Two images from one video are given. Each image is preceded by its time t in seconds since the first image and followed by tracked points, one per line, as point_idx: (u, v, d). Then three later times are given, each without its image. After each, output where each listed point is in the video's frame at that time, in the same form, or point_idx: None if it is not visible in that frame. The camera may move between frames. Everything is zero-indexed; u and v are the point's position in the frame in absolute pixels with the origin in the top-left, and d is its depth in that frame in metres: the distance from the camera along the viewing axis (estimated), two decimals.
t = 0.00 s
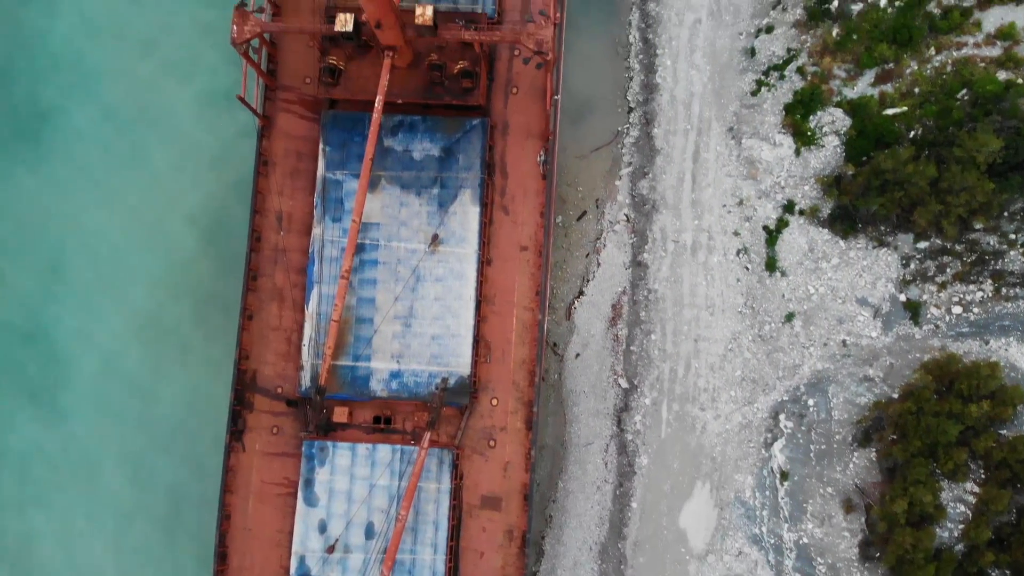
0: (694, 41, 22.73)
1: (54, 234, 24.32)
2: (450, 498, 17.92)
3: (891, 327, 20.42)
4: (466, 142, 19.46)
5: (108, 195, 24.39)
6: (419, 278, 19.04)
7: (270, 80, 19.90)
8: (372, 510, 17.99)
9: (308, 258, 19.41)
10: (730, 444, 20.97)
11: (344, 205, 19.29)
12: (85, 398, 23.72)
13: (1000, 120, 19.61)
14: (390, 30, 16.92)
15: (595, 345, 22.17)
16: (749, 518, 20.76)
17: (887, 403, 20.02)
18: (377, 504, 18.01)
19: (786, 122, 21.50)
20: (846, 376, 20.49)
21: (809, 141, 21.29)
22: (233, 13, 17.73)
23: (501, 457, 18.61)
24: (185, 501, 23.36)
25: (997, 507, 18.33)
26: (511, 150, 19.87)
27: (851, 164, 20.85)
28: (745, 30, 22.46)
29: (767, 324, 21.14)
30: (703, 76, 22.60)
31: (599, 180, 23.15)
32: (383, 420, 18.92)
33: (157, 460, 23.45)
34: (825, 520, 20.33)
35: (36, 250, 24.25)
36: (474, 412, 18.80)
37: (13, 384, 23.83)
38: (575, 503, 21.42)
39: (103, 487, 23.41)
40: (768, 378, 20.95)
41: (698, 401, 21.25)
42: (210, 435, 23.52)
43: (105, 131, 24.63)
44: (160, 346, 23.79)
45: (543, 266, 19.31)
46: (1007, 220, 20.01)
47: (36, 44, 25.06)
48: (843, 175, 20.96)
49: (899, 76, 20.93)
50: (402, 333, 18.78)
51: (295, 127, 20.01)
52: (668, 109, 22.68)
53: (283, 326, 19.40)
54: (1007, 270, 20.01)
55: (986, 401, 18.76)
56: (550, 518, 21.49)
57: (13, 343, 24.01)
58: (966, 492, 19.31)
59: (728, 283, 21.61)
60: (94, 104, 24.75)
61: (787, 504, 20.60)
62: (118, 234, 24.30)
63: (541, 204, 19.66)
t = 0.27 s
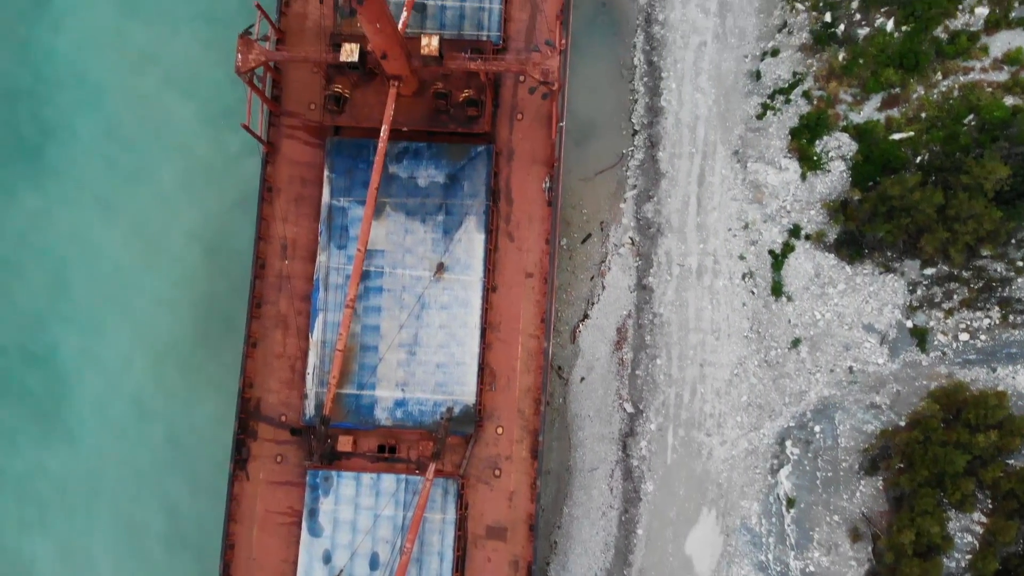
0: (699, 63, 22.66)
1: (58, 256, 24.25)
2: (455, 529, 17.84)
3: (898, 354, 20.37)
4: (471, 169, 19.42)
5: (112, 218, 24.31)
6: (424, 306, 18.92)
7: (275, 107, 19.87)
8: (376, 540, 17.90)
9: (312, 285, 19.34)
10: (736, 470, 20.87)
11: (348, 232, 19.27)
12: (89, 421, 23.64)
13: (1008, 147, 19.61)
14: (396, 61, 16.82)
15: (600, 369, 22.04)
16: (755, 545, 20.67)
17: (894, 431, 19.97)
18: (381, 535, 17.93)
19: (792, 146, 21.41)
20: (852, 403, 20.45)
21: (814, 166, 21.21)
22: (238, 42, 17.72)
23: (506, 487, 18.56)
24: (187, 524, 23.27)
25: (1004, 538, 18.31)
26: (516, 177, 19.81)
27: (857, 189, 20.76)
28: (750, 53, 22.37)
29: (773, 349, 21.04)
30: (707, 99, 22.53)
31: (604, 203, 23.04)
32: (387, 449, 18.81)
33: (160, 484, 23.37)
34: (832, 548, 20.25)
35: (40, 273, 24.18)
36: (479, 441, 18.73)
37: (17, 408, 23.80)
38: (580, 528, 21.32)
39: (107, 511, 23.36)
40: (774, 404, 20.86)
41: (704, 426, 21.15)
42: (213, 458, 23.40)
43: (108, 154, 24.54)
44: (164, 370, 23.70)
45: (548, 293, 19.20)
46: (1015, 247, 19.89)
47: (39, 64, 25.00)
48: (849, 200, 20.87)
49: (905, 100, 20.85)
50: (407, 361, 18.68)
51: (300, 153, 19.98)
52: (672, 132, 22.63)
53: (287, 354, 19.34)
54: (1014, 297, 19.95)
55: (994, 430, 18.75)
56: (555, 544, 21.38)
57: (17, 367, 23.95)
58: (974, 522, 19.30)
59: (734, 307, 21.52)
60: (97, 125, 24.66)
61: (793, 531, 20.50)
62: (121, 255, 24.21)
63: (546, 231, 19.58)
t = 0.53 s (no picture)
0: (704, 86, 22.58)
1: (61, 278, 24.13)
2: (461, 560, 17.77)
3: (905, 381, 20.31)
4: (476, 196, 19.34)
5: (115, 241, 24.19)
6: (429, 334, 18.81)
7: (279, 133, 19.82)
8: (381, 572, 17.84)
9: (317, 313, 19.26)
10: (742, 497, 20.78)
11: (354, 260, 19.19)
12: (92, 444, 23.57)
13: (1015, 174, 19.67)
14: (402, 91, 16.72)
15: (605, 393, 21.91)
16: (762, 572, 20.65)
17: (901, 460, 19.88)
18: (386, 566, 17.87)
19: (799, 171, 21.31)
20: (859, 430, 20.42)
21: (821, 191, 21.12)
22: (243, 71, 17.62)
23: (512, 517, 18.49)
24: (191, 548, 23.21)
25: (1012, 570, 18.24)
26: (521, 204, 19.72)
27: (864, 214, 20.67)
28: (756, 76, 22.30)
29: (779, 375, 20.94)
30: (713, 122, 22.44)
31: (609, 225, 22.93)
32: (392, 479, 18.72)
33: (164, 508, 23.29)
34: None
35: (43, 297, 24.07)
36: (485, 470, 18.64)
37: (21, 432, 23.71)
38: (586, 554, 21.25)
39: (111, 535, 23.31)
40: (781, 431, 20.77)
41: (710, 452, 21.05)
42: (216, 482, 23.29)
43: (111, 176, 24.38)
44: (167, 394, 23.60)
45: (554, 321, 19.09)
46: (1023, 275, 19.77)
47: (40, 83, 24.78)
48: (856, 226, 20.78)
49: (913, 125, 20.75)
50: (412, 390, 18.59)
51: (305, 180, 19.92)
52: (678, 155, 22.53)
53: (292, 382, 19.27)
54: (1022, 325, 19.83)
55: (1002, 460, 18.69)
56: (560, 570, 21.29)
57: (19, 391, 23.84)
58: (981, 552, 19.19)
59: (740, 331, 21.41)
60: (99, 146, 24.49)
61: (800, 558, 20.49)
62: (124, 277, 24.09)
63: (552, 258, 19.47)
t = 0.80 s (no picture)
0: (710, 109, 22.49)
1: (63, 301, 24.03)
2: None
3: (912, 409, 20.34)
4: (482, 223, 19.26)
5: (119, 264, 24.11)
6: (435, 362, 18.71)
7: (284, 160, 19.78)
8: None
9: (322, 341, 19.17)
10: (749, 524, 20.70)
11: (359, 287, 19.10)
12: (96, 469, 23.48)
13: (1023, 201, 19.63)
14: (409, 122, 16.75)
15: (611, 418, 21.77)
16: None
17: (909, 489, 19.94)
18: None
19: (805, 196, 21.23)
20: (867, 458, 20.40)
21: (828, 216, 21.02)
22: (248, 100, 17.53)
23: (518, 547, 18.46)
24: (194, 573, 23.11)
25: None
26: (527, 231, 19.64)
27: (871, 240, 20.60)
28: (762, 99, 22.22)
29: (786, 402, 20.86)
30: (719, 145, 22.35)
31: (614, 248, 22.80)
32: (397, 509, 18.64)
33: (167, 533, 23.19)
34: None
35: (46, 321, 23.96)
36: (491, 500, 18.63)
37: (24, 457, 23.63)
38: None
39: (114, 560, 23.21)
40: (788, 457, 20.68)
41: (717, 479, 20.96)
42: (219, 507, 23.19)
43: (114, 199, 24.30)
44: (170, 418, 23.48)
45: (560, 349, 19.02)
46: None
47: (42, 104, 24.69)
48: (863, 251, 20.70)
49: (920, 151, 20.69)
50: (417, 419, 18.47)
51: (310, 206, 19.88)
52: (683, 179, 22.42)
53: (297, 410, 19.21)
54: None
55: (1010, 491, 18.62)
56: None
57: (23, 415, 23.76)
58: None
59: (746, 356, 21.31)
60: (102, 168, 24.39)
61: None
62: (127, 300, 23.97)
63: (558, 285, 19.38)
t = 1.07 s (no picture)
0: (716, 133, 22.42)
1: (65, 324, 23.88)
2: None
3: (919, 437, 20.34)
4: (487, 251, 19.13)
5: (120, 287, 23.95)
6: (440, 391, 18.59)
7: (289, 186, 19.75)
8: None
9: (327, 369, 19.08)
10: (755, 551, 20.66)
11: (364, 315, 18.99)
12: (98, 493, 23.38)
13: None
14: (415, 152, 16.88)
15: (616, 443, 21.63)
16: None
17: (916, 518, 19.97)
18: None
19: (812, 222, 21.15)
20: (874, 485, 20.39)
21: (834, 241, 20.91)
22: (253, 130, 17.47)
23: None
24: None
25: None
26: (533, 257, 19.52)
27: (878, 266, 20.53)
28: (768, 122, 22.13)
29: (793, 428, 20.79)
30: (725, 169, 22.25)
31: (619, 271, 22.69)
32: (402, 539, 18.55)
33: (170, 558, 23.08)
34: None
35: (48, 344, 23.84)
36: (496, 531, 18.54)
37: (27, 481, 23.53)
38: None
39: None
40: (794, 484, 20.65)
41: (723, 505, 20.88)
42: (223, 531, 23.10)
43: (116, 221, 24.16)
44: (173, 442, 23.36)
45: (566, 378, 18.92)
46: None
47: (44, 125, 24.58)
48: (870, 277, 20.62)
49: (927, 176, 20.61)
50: (422, 449, 18.38)
51: (315, 233, 19.83)
52: (689, 203, 22.32)
53: (301, 438, 19.13)
54: None
55: (1018, 522, 18.50)
56: None
57: (25, 439, 23.65)
58: None
59: (753, 382, 21.21)
60: (105, 190, 24.26)
61: None
62: (129, 323, 23.81)
63: (563, 312, 19.28)
